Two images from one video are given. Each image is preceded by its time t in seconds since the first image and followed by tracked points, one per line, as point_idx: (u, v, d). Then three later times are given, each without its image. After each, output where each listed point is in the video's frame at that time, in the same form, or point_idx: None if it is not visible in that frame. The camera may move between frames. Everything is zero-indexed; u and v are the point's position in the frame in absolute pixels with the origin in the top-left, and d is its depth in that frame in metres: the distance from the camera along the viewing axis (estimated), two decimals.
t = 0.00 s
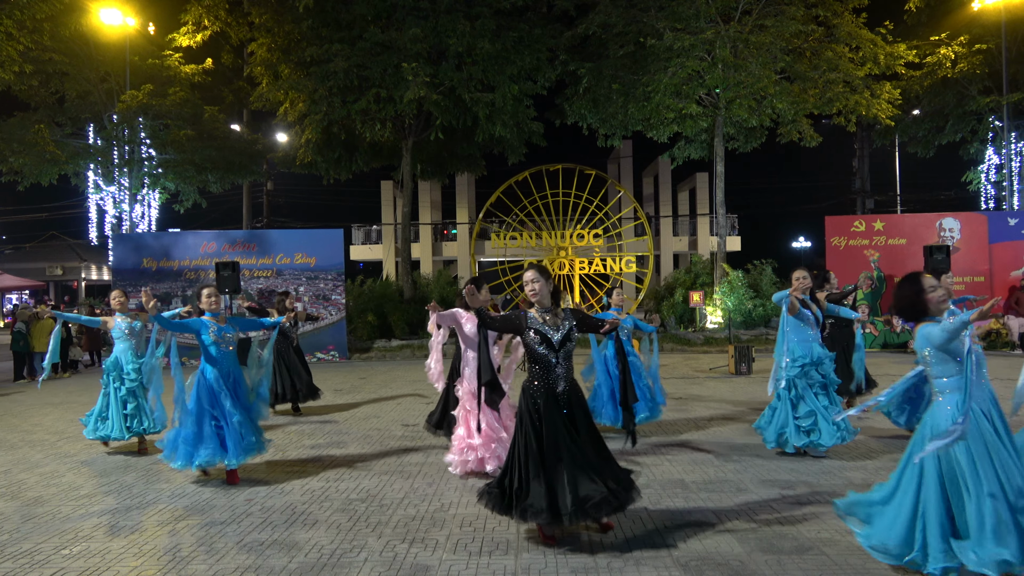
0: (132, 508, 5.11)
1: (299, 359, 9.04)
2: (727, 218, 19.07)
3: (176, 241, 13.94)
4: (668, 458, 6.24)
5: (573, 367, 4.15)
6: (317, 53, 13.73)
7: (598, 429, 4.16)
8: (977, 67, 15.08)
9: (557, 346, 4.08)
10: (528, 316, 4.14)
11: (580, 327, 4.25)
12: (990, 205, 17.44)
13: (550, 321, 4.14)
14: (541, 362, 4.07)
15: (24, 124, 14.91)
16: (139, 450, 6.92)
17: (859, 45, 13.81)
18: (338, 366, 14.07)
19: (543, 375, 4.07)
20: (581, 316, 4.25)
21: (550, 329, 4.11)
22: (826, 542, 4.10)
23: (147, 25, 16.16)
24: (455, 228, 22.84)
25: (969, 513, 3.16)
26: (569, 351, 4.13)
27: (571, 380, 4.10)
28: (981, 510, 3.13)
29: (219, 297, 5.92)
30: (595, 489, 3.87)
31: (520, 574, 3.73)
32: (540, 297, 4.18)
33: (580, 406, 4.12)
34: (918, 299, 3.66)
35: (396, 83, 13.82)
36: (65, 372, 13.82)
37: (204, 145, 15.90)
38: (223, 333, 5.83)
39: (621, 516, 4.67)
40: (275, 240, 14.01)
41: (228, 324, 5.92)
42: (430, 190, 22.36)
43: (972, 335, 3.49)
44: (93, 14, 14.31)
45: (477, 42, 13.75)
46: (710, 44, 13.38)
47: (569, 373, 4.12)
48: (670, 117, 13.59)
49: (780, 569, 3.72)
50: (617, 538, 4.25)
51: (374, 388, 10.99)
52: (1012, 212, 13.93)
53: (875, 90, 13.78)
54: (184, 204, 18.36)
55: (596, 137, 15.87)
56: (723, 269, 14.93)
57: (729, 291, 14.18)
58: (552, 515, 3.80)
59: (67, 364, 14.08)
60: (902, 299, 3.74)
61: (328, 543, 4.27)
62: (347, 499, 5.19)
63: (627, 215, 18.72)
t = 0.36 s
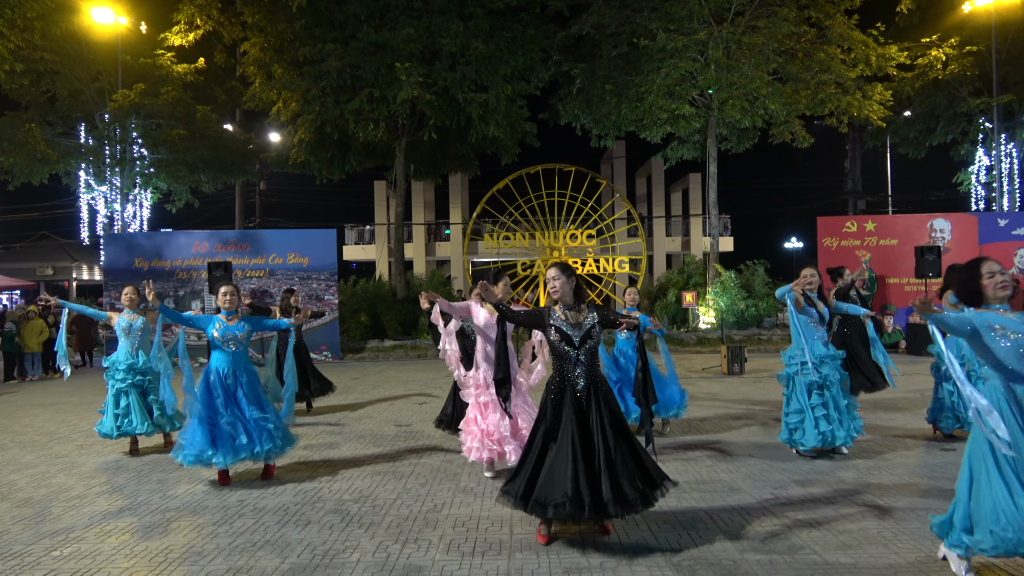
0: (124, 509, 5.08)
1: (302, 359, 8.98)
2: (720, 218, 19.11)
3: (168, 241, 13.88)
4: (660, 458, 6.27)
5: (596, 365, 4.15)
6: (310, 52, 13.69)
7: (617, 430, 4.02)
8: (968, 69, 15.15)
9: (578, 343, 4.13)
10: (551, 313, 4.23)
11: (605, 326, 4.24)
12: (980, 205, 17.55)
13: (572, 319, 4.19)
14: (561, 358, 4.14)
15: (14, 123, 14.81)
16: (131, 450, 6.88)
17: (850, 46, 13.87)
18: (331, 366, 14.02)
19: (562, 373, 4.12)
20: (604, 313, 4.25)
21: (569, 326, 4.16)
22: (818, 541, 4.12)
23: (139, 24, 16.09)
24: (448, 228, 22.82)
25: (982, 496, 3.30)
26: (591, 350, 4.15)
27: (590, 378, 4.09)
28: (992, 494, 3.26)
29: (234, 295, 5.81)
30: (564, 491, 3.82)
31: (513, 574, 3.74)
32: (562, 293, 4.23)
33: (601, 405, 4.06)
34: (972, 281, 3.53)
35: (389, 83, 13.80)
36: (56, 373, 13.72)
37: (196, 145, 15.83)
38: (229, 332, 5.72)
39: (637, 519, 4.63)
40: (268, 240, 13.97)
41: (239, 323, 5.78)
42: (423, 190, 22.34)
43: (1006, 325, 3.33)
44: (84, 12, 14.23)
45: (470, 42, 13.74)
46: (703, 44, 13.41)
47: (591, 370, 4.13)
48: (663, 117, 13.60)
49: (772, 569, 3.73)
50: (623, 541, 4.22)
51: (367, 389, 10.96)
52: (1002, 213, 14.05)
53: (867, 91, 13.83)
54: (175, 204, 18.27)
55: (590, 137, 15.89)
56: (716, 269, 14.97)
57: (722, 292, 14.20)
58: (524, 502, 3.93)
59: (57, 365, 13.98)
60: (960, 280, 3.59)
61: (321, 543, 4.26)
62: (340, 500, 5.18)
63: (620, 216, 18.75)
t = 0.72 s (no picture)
0: (115, 510, 5.06)
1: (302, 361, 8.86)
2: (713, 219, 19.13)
3: (160, 241, 13.82)
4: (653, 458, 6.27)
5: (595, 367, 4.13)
6: (303, 52, 13.66)
7: (612, 433, 3.98)
8: (959, 70, 15.23)
9: (578, 344, 4.11)
10: (556, 313, 4.22)
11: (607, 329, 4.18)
12: (971, 207, 17.66)
13: (575, 321, 4.16)
14: (560, 358, 4.14)
15: (5, 123, 14.75)
16: (124, 450, 6.85)
17: (842, 47, 13.95)
18: (324, 366, 14.00)
19: (560, 376, 4.12)
20: (606, 314, 4.20)
21: (571, 327, 4.15)
22: (810, 541, 4.13)
23: (131, 23, 16.04)
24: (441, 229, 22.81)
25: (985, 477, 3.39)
26: (590, 354, 4.13)
27: (589, 381, 4.06)
28: (993, 475, 3.34)
29: (240, 296, 5.69)
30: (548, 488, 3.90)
31: (506, 574, 3.74)
32: (565, 294, 4.20)
33: (599, 408, 4.03)
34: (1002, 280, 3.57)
35: (382, 83, 13.79)
36: (46, 373, 13.64)
37: (188, 144, 15.78)
38: (229, 332, 5.68)
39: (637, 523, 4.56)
40: (260, 240, 13.93)
41: (241, 323, 5.68)
42: (416, 190, 22.33)
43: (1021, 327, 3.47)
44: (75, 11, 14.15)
45: (464, 42, 13.74)
46: (696, 45, 13.45)
47: (592, 374, 4.10)
48: (656, 118, 13.61)
49: (764, 569, 3.73)
50: (617, 540, 4.21)
51: (360, 389, 10.93)
52: (992, 214, 14.15)
53: (859, 92, 13.89)
54: (167, 204, 18.20)
55: (583, 138, 15.91)
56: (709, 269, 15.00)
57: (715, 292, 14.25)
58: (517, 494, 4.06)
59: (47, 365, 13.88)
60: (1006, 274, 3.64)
61: (314, 544, 4.24)
62: (332, 500, 5.16)
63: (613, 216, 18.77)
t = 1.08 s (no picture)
0: (107, 511, 5.05)
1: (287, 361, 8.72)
2: (706, 219, 19.19)
3: (152, 241, 13.76)
4: (646, 457, 6.29)
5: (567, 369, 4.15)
6: (296, 51, 13.62)
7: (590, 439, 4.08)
8: (950, 72, 15.31)
9: (548, 346, 4.14)
10: (530, 313, 4.24)
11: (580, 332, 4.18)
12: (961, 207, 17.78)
13: (549, 322, 4.18)
14: (531, 360, 4.17)
15: None
16: (115, 450, 6.83)
17: (834, 48, 14.02)
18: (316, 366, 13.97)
19: (530, 378, 4.14)
20: (580, 315, 4.20)
21: (544, 328, 4.17)
22: (802, 540, 4.15)
23: (122, 21, 15.95)
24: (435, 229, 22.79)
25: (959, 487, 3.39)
26: (562, 356, 4.14)
27: (560, 385, 4.10)
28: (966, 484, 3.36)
29: (227, 297, 5.74)
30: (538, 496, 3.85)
31: (499, 574, 3.74)
32: (541, 295, 4.21)
33: (572, 413, 4.08)
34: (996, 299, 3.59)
35: (375, 82, 13.76)
36: (36, 373, 13.55)
37: (180, 144, 15.71)
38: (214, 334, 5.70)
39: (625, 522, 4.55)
40: (253, 240, 13.88)
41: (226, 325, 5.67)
42: (409, 190, 22.30)
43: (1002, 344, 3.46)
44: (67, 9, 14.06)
45: (457, 42, 13.72)
46: (689, 46, 13.47)
47: (561, 377, 4.13)
48: (649, 119, 13.62)
49: (756, 568, 3.75)
50: (610, 540, 4.22)
51: (352, 390, 10.91)
52: (982, 214, 14.24)
53: (851, 93, 13.93)
54: (159, 203, 18.11)
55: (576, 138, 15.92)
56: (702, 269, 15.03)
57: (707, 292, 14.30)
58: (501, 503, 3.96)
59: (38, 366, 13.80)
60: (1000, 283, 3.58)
61: (307, 545, 4.23)
62: (325, 500, 5.15)
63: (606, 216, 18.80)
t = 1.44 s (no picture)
0: (99, 512, 5.02)
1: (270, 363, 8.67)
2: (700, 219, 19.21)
3: (144, 241, 13.69)
4: (640, 457, 6.29)
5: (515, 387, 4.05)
6: (289, 51, 13.58)
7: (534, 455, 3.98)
8: (942, 72, 15.37)
9: (493, 359, 4.06)
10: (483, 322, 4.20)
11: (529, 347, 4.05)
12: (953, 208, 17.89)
13: (499, 334, 4.10)
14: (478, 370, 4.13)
15: None
16: (105, 449, 6.81)
17: (827, 49, 14.09)
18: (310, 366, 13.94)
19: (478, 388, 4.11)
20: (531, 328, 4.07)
21: (493, 340, 4.09)
22: (795, 539, 4.16)
23: (115, 20, 15.89)
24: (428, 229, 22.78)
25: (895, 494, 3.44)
26: (506, 372, 4.03)
27: (503, 398, 4.01)
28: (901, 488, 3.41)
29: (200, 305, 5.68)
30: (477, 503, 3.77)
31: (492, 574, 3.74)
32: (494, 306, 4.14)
33: (513, 427, 3.98)
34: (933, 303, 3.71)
35: (369, 82, 13.73)
36: (27, 374, 13.48)
37: (173, 143, 15.63)
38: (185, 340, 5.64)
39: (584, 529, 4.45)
40: (246, 240, 13.84)
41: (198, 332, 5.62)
42: (403, 190, 22.30)
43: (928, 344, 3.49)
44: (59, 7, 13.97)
45: (451, 42, 13.71)
46: (683, 46, 13.49)
47: (507, 392, 4.03)
48: (643, 119, 13.63)
49: (749, 567, 3.75)
50: (603, 541, 4.22)
51: (345, 390, 10.89)
52: (974, 215, 14.32)
53: (844, 94, 13.99)
54: (151, 203, 18.03)
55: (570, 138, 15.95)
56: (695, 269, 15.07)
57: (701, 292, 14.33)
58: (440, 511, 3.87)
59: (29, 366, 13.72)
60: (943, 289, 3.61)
61: (300, 546, 4.22)
62: (318, 501, 5.14)
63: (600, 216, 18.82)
